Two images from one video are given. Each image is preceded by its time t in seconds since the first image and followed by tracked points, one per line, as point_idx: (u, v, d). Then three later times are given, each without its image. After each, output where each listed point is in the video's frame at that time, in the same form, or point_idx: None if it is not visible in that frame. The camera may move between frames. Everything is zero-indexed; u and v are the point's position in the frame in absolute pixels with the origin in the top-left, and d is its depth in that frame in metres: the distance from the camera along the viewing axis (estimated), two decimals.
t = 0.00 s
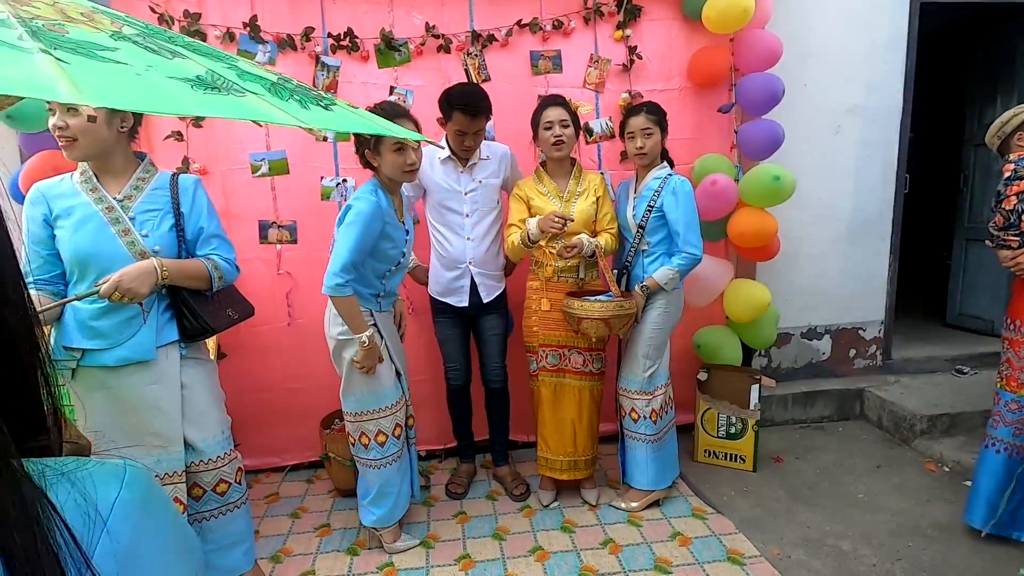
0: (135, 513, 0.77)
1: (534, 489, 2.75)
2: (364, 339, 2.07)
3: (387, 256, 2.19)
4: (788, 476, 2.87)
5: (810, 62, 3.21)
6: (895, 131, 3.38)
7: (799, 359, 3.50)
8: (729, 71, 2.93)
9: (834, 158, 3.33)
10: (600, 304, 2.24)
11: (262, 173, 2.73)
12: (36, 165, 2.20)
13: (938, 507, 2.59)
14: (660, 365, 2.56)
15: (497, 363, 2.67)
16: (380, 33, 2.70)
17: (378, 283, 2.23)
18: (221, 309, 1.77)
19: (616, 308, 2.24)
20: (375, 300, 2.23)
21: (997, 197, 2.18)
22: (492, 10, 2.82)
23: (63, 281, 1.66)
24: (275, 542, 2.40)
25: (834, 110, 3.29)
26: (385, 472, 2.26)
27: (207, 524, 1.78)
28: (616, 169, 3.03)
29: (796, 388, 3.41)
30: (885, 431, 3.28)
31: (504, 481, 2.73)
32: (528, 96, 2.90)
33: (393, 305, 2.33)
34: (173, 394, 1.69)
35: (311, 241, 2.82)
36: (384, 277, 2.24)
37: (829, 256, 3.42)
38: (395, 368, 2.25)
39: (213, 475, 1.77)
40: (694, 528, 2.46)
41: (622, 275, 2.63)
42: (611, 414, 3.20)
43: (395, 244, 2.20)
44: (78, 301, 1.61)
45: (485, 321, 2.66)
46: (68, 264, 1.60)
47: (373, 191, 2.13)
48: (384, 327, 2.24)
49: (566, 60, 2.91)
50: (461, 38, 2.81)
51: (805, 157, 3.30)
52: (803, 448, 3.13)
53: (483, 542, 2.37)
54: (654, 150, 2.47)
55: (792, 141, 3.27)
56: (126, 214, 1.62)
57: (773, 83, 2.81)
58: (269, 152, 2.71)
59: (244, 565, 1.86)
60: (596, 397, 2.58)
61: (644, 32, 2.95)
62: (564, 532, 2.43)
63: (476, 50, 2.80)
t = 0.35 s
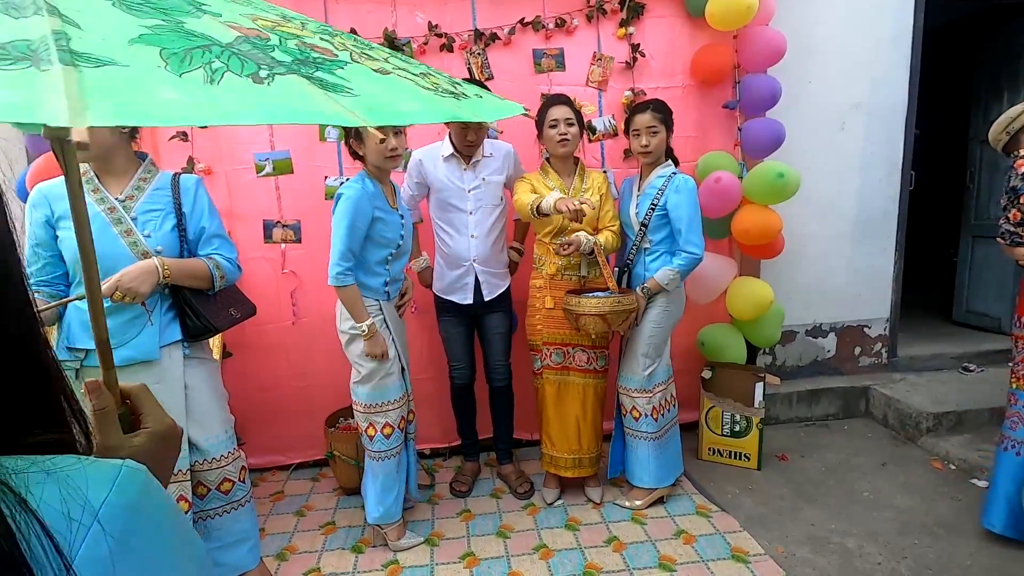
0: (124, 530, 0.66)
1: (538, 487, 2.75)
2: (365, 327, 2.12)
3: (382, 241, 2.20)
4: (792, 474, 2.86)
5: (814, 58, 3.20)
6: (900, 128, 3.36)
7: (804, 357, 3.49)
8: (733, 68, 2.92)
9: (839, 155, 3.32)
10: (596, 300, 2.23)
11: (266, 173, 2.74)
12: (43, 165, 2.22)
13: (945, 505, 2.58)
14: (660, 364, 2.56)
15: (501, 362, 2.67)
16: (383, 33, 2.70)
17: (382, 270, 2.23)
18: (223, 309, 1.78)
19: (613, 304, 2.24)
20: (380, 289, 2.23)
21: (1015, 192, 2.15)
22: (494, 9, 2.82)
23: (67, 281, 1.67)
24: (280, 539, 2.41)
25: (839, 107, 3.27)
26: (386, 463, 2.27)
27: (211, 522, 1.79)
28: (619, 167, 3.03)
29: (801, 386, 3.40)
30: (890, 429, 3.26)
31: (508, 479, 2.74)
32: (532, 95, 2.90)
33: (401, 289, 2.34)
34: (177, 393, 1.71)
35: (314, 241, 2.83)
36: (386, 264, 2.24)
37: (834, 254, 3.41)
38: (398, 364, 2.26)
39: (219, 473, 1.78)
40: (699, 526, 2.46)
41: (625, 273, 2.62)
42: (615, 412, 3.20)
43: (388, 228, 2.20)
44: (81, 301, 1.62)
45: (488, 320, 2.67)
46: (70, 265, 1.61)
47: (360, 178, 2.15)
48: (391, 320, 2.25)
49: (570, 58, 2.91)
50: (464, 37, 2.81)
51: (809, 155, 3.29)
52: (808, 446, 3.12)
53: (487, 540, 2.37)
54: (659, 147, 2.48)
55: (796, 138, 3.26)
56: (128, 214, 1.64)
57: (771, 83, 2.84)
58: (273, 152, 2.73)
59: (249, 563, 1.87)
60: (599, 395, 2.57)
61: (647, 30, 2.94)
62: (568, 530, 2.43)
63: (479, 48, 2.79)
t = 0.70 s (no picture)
0: (67, 572, 0.55)
1: (536, 486, 2.77)
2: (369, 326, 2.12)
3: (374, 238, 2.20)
4: (789, 472, 2.87)
5: (809, 58, 3.21)
6: (896, 127, 3.38)
7: (800, 355, 3.50)
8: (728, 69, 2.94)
9: (835, 154, 3.33)
10: (596, 299, 2.25)
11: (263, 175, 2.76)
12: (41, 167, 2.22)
13: (941, 502, 2.60)
14: (661, 364, 2.57)
15: (499, 362, 2.68)
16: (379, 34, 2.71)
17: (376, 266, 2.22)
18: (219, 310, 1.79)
19: (613, 303, 2.25)
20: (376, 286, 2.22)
21: (1015, 189, 2.17)
22: (490, 11, 2.83)
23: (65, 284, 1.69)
24: (278, 540, 2.42)
25: (834, 107, 3.29)
26: (381, 460, 2.27)
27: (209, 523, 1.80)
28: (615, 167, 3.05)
29: (798, 384, 3.42)
30: (886, 427, 3.28)
31: (506, 478, 2.75)
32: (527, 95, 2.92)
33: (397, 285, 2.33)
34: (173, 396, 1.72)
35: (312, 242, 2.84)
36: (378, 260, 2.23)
37: (830, 254, 3.43)
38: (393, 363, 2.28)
39: (218, 473, 1.80)
40: (695, 524, 2.48)
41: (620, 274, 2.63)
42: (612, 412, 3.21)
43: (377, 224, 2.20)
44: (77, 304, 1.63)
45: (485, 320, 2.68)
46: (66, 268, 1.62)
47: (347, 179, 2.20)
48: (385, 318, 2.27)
49: (566, 59, 2.92)
50: (460, 39, 2.82)
51: (805, 155, 3.30)
52: (804, 445, 3.14)
53: (485, 539, 2.39)
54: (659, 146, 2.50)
55: (791, 137, 3.27)
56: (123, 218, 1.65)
57: (764, 83, 2.88)
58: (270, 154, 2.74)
59: (248, 562, 1.89)
60: (593, 395, 2.58)
61: (642, 31, 2.96)
62: (566, 529, 2.44)
63: (476, 49, 2.80)
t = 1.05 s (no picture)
0: None
1: (513, 492, 2.77)
2: (321, 330, 2.16)
3: (338, 244, 2.19)
4: (763, 476, 2.91)
5: (784, 67, 3.26)
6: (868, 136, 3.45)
7: (776, 359, 3.55)
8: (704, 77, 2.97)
9: (810, 162, 3.39)
10: (557, 313, 2.26)
11: (238, 180, 2.72)
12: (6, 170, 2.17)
13: (910, 504, 2.65)
14: (636, 371, 2.59)
15: (476, 369, 2.68)
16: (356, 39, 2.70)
17: (339, 273, 2.22)
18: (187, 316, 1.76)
19: (574, 318, 2.25)
20: (339, 293, 2.22)
21: (975, 202, 2.22)
22: (469, 16, 2.83)
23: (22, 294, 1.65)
24: (252, 549, 2.39)
25: (809, 116, 3.35)
26: (352, 467, 2.28)
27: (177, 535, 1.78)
28: (593, 173, 3.06)
29: (773, 388, 3.46)
30: (858, 430, 3.34)
31: (484, 485, 2.74)
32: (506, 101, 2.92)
33: (364, 294, 2.32)
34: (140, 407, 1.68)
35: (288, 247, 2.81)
36: (342, 267, 2.22)
37: (804, 260, 3.48)
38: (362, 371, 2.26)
39: (186, 484, 1.77)
40: (670, 529, 2.49)
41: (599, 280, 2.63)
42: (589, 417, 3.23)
43: (342, 231, 2.19)
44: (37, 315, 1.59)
45: (463, 326, 2.67)
46: (23, 276, 1.58)
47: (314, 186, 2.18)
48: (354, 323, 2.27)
49: (544, 65, 2.93)
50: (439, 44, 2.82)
51: (780, 162, 3.35)
52: (779, 448, 3.18)
53: (461, 547, 2.38)
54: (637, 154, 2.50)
55: (767, 144, 3.32)
56: (86, 224, 1.61)
57: (742, 92, 2.90)
58: (245, 158, 2.71)
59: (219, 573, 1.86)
60: (569, 402, 2.58)
61: (620, 38, 2.98)
62: (542, 536, 2.45)
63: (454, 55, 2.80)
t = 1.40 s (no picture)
0: None
1: (490, 494, 2.75)
2: (294, 318, 2.11)
3: (303, 243, 2.15)
4: (739, 476, 2.93)
5: (761, 70, 3.28)
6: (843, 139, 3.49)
7: (753, 359, 3.58)
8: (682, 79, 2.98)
9: (786, 164, 3.42)
10: (522, 317, 2.24)
11: (209, 178, 2.66)
12: None
13: (881, 502, 2.69)
14: (613, 372, 2.58)
15: (453, 370, 2.66)
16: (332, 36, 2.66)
17: (305, 272, 2.19)
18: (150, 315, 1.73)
19: (539, 322, 2.23)
20: (306, 293, 2.20)
21: (942, 205, 2.25)
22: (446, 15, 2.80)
23: None
24: (221, 555, 2.35)
25: (785, 119, 3.38)
26: (323, 470, 2.24)
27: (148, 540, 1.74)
28: (571, 174, 3.05)
29: (749, 388, 3.49)
30: (832, 430, 3.38)
31: (460, 487, 2.72)
32: (484, 100, 2.90)
33: (333, 294, 2.28)
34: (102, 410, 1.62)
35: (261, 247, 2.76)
36: (309, 267, 2.19)
37: (780, 261, 3.51)
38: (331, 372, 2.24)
39: (156, 486, 1.72)
40: (646, 530, 2.50)
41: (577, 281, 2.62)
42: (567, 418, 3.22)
43: (309, 230, 2.16)
44: None
45: (439, 328, 2.65)
46: None
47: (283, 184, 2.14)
48: (325, 323, 2.25)
49: (522, 65, 2.91)
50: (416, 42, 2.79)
51: (757, 164, 3.38)
52: (755, 448, 3.21)
53: (435, 551, 2.36)
54: (608, 156, 2.50)
55: (745, 147, 3.34)
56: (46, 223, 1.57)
57: (721, 95, 2.91)
58: (216, 155, 2.65)
59: None
60: (545, 403, 2.57)
61: (599, 39, 2.97)
62: (518, 538, 2.43)
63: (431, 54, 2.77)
